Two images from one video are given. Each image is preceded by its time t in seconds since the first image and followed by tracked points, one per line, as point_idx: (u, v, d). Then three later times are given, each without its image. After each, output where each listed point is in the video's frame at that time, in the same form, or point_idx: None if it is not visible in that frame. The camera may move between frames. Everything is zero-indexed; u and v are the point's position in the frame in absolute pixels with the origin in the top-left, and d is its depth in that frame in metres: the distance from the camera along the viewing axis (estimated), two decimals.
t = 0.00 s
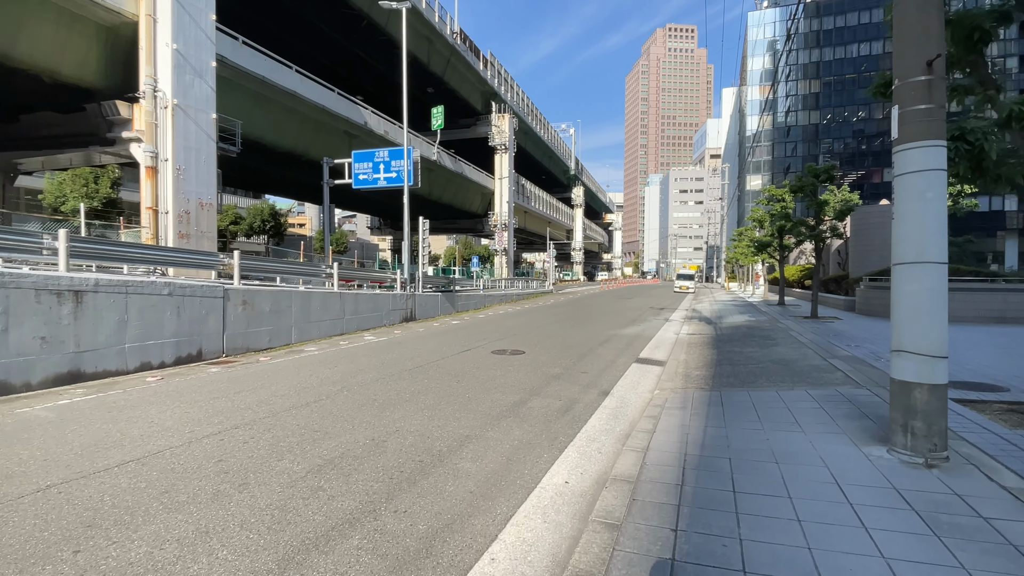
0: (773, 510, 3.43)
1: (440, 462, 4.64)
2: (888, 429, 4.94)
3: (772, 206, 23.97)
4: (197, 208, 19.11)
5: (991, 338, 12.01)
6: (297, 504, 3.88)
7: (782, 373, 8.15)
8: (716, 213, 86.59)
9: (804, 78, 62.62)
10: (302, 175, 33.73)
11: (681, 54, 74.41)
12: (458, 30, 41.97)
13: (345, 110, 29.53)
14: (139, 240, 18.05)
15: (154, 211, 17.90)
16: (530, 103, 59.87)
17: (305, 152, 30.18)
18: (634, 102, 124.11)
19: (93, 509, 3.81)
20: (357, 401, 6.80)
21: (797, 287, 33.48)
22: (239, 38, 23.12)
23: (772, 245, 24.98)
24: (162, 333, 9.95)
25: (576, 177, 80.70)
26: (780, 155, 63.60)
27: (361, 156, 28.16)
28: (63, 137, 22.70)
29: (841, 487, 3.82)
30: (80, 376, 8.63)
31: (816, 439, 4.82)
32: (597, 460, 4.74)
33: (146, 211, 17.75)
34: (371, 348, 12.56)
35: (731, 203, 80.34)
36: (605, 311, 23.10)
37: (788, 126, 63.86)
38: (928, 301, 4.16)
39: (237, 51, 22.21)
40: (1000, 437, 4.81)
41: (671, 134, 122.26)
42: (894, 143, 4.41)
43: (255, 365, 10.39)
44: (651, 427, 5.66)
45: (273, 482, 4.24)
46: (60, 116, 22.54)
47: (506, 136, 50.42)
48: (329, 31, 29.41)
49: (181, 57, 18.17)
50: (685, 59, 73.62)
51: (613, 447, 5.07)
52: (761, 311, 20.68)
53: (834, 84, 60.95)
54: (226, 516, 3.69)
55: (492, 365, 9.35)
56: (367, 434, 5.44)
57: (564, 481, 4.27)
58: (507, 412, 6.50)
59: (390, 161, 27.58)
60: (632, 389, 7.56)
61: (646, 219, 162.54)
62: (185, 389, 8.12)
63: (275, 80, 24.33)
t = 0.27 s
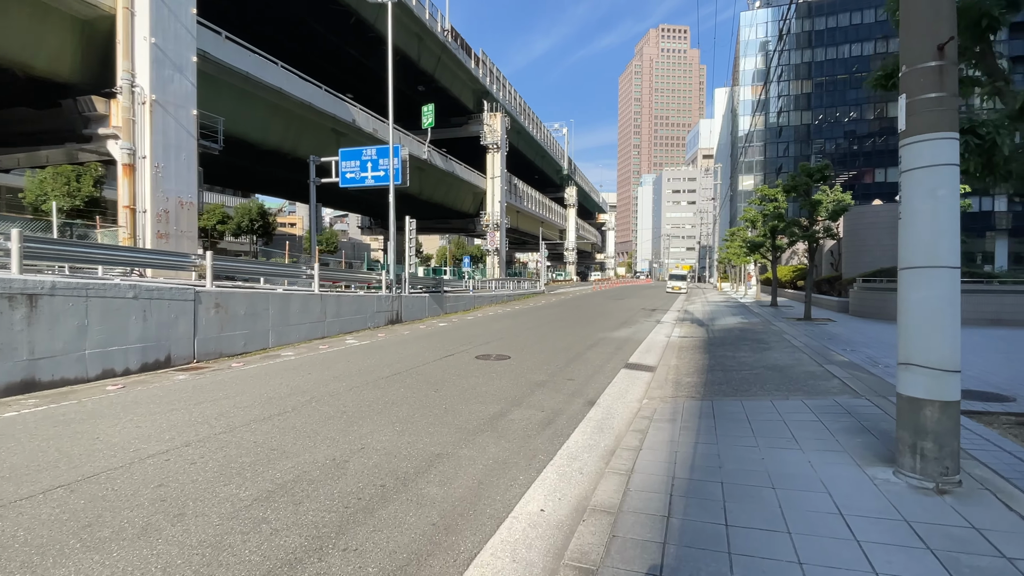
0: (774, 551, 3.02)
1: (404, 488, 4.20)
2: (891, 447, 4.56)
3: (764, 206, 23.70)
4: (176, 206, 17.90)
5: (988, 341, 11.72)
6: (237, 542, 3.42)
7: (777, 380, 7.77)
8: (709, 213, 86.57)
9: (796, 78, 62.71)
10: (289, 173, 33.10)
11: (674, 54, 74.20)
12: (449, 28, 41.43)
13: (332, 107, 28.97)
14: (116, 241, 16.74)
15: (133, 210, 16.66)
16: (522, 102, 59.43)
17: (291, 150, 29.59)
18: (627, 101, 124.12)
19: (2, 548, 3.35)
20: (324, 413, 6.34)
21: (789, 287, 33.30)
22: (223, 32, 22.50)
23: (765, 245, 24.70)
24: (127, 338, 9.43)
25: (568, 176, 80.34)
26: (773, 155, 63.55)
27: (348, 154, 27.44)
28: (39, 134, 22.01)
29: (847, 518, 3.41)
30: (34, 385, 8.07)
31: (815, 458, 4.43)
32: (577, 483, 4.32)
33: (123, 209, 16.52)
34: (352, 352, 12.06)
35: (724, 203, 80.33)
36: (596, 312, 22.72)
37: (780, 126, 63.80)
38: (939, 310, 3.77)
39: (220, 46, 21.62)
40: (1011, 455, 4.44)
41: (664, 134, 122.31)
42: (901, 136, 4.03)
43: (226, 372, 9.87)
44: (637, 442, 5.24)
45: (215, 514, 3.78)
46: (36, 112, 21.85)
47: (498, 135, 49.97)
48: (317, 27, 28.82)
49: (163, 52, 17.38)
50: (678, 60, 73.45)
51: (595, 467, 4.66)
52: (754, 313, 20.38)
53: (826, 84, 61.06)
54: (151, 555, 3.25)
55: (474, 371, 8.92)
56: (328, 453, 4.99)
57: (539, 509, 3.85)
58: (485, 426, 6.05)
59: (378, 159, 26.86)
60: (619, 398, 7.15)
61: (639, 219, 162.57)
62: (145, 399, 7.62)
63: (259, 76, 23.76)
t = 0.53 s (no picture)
0: None
1: (353, 523, 3.72)
2: (896, 470, 4.15)
3: (755, 206, 23.43)
4: (153, 205, 16.30)
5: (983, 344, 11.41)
6: None
7: (769, 389, 7.35)
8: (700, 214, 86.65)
9: (786, 79, 62.62)
10: (273, 172, 32.41)
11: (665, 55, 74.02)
12: (439, 25, 40.88)
13: (318, 105, 28.34)
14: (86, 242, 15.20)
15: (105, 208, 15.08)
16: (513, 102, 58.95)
17: (274, 147, 28.93)
18: (618, 102, 124.12)
19: None
20: (281, 430, 5.84)
21: (780, 288, 33.10)
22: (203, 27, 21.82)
23: (756, 246, 24.40)
24: (84, 345, 8.87)
25: (560, 176, 80.04)
26: (763, 155, 63.37)
27: (332, 153, 26.67)
28: (8, 131, 21.23)
29: (851, 561, 3.00)
30: None
31: (813, 484, 3.99)
32: (549, 515, 3.86)
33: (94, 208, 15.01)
34: (327, 358, 11.53)
35: (715, 203, 80.35)
36: (586, 314, 22.35)
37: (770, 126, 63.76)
38: (951, 322, 3.34)
39: (199, 41, 20.95)
40: None
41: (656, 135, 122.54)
42: (909, 127, 3.60)
43: (190, 380, 9.32)
44: (618, 462, 4.79)
45: (128, 561, 3.27)
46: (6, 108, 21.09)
47: (488, 134, 49.51)
48: (302, 24, 28.17)
49: (136, 45, 15.67)
50: (668, 61, 73.43)
51: (570, 494, 4.21)
52: (744, 315, 20.11)
53: (815, 85, 61.11)
54: None
55: (452, 379, 8.44)
56: (275, 479, 4.49)
57: (504, 548, 3.40)
58: (456, 441, 5.55)
59: (362, 158, 26.16)
60: (602, 410, 6.70)
61: (631, 219, 162.69)
62: (93, 411, 7.07)
63: (240, 72, 23.10)
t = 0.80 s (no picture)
0: None
1: (289, 560, 3.22)
2: (901, 491, 3.74)
3: (745, 205, 23.17)
4: (124, 202, 14.89)
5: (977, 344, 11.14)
6: None
7: (759, 395, 6.95)
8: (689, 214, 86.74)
9: (774, 79, 62.57)
10: (255, 169, 31.66)
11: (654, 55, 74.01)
12: (426, 21, 40.29)
13: (301, 101, 27.64)
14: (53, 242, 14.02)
15: (72, 206, 13.89)
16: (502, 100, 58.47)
17: (255, 144, 28.20)
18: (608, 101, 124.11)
19: None
20: (231, 444, 5.33)
21: (768, 289, 32.94)
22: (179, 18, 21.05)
23: (744, 246, 24.13)
24: (32, 349, 8.25)
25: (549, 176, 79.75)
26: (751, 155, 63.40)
27: (314, 149, 25.95)
28: None
29: None
30: None
31: (812, 508, 3.57)
32: (517, 545, 3.40)
33: (61, 205, 13.76)
34: (299, 361, 10.98)
35: (704, 203, 80.43)
36: (573, 314, 21.93)
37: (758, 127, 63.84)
38: (970, 326, 2.92)
39: (174, 33, 20.22)
40: None
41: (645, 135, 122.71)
42: (921, 106, 3.18)
43: (147, 387, 8.72)
44: (597, 480, 4.33)
45: None
46: None
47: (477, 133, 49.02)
48: (285, 18, 27.48)
49: (107, 36, 14.34)
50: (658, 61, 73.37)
51: (542, 519, 3.76)
52: (733, 315, 19.80)
53: (803, 86, 61.26)
54: None
55: (427, 385, 7.95)
56: (209, 505, 3.96)
57: None
58: (422, 455, 5.06)
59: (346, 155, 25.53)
60: (584, 417, 6.26)
61: (620, 219, 162.82)
62: (32, 423, 6.49)
63: (219, 66, 22.38)
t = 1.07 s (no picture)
0: None
1: None
2: (907, 520, 3.34)
3: (732, 205, 22.96)
4: (91, 199, 13.52)
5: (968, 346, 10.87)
6: None
7: (747, 404, 6.55)
8: (676, 214, 86.94)
9: (761, 80, 62.77)
10: (234, 166, 30.90)
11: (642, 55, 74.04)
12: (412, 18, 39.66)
13: (281, 96, 26.92)
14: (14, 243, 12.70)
15: (33, 203, 12.54)
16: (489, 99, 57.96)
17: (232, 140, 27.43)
18: (596, 102, 124.04)
19: None
20: (167, 467, 4.80)
21: (755, 289, 32.91)
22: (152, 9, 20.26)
23: (731, 246, 23.92)
24: None
25: (538, 176, 79.49)
26: (738, 156, 63.57)
27: (294, 146, 25.20)
28: None
29: None
30: None
31: (810, 543, 3.15)
32: None
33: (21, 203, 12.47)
34: (267, 366, 10.41)
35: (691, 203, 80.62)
36: (559, 315, 21.54)
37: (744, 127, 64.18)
38: (995, 339, 2.52)
39: (146, 25, 19.46)
40: None
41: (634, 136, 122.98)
42: (935, 85, 2.77)
43: (97, 396, 8.13)
44: (570, 508, 3.87)
45: None
46: None
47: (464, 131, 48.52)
48: (265, 11, 26.70)
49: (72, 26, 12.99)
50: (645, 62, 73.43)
51: (506, 556, 3.31)
52: (720, 316, 19.53)
53: (789, 87, 61.53)
54: None
55: (396, 394, 7.46)
56: (123, 544, 3.44)
57: None
58: (380, 477, 4.57)
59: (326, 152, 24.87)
60: (562, 428, 5.85)
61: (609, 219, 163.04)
62: None
63: (194, 59, 21.63)
